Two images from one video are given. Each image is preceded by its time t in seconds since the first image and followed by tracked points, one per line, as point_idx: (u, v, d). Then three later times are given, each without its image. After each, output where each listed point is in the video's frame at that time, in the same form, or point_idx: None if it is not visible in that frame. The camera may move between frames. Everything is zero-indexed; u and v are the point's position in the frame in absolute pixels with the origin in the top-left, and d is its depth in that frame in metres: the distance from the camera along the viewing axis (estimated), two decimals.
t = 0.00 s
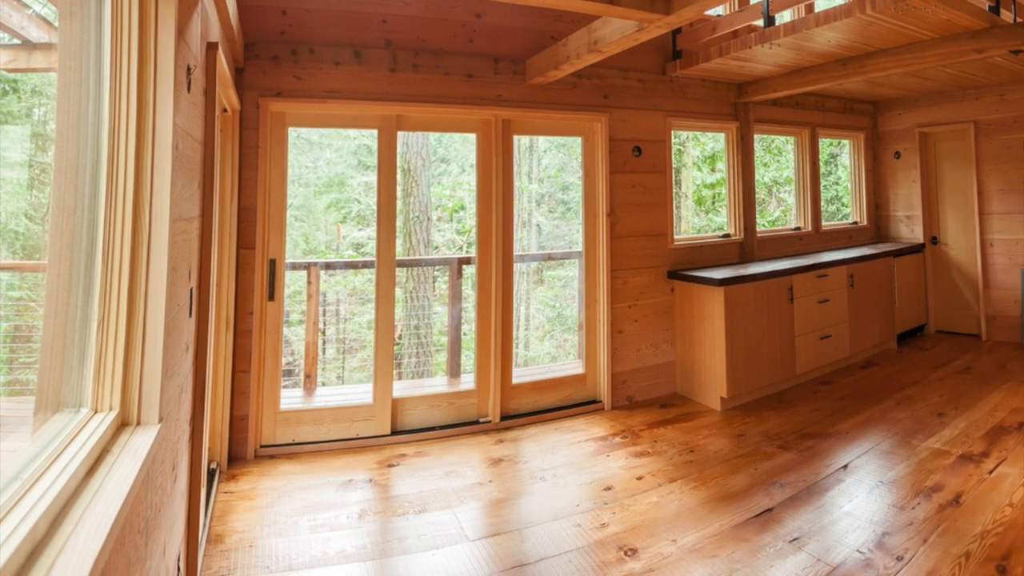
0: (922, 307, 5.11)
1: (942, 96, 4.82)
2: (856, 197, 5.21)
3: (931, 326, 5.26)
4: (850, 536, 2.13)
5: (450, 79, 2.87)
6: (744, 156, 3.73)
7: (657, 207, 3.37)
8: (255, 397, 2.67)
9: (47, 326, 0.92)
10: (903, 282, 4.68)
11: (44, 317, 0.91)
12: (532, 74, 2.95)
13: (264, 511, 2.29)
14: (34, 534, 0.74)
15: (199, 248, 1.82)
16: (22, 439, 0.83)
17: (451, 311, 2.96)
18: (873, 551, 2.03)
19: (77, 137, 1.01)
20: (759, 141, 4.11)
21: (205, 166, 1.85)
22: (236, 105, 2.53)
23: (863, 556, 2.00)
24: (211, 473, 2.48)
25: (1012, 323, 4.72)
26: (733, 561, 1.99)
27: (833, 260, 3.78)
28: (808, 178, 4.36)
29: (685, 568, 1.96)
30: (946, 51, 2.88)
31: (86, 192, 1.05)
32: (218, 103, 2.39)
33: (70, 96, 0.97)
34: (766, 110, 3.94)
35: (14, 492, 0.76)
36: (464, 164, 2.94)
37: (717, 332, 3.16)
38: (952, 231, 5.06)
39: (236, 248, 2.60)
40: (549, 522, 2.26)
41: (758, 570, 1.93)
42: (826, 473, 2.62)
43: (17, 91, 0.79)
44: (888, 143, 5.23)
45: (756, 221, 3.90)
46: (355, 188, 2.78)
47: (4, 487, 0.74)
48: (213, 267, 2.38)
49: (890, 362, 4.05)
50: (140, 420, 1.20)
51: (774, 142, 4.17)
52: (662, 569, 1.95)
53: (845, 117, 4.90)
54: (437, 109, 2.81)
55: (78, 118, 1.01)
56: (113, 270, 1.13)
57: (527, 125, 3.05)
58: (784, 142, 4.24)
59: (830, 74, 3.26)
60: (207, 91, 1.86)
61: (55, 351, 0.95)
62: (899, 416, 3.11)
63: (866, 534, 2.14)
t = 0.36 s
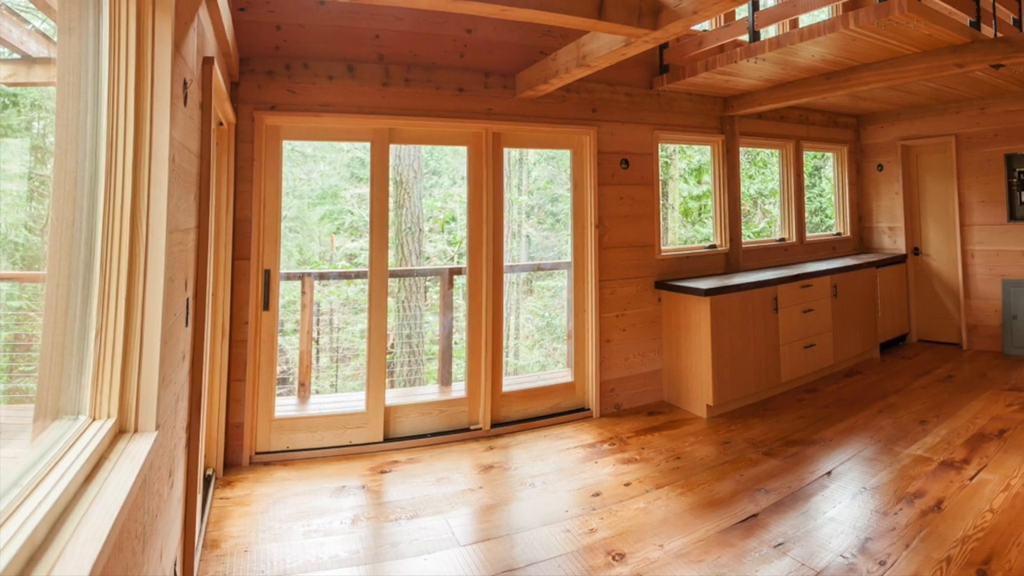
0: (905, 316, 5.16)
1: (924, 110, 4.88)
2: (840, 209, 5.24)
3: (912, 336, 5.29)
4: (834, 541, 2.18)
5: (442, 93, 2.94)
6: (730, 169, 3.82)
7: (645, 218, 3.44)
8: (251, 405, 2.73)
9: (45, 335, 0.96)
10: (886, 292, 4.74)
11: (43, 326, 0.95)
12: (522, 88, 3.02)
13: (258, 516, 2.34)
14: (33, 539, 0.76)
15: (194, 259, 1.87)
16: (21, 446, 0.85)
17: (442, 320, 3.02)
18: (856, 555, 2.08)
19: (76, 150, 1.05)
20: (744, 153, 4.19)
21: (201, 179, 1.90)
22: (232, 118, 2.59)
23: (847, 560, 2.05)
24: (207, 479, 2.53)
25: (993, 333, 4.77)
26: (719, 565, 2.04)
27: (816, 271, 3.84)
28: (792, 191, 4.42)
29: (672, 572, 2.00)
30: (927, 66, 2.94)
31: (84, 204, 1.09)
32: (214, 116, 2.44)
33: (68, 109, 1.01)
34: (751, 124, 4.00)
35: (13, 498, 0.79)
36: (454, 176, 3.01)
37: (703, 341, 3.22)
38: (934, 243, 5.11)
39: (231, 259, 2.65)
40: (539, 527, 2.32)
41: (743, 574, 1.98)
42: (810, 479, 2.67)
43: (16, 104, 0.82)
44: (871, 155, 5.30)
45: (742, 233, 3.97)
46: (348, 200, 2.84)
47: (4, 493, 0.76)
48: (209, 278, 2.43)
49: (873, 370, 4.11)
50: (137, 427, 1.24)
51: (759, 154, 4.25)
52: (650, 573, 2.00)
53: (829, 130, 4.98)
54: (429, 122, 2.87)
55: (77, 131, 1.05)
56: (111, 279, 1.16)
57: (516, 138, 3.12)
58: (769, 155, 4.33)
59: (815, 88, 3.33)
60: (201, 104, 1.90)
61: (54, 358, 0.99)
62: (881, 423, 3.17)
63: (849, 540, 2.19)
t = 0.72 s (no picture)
0: (887, 325, 5.20)
1: (907, 122, 4.93)
2: (824, 220, 5.29)
3: (895, 344, 5.31)
4: (818, 546, 2.23)
5: (433, 106, 2.99)
6: (716, 181, 3.90)
7: (633, 229, 3.51)
8: (246, 413, 2.77)
9: (45, 345, 1.01)
10: (869, 301, 4.80)
11: (42, 335, 0.99)
12: (512, 102, 3.08)
13: (253, 522, 2.39)
14: (32, 544, 0.80)
15: (190, 268, 1.92)
16: (21, 453, 0.90)
17: (434, 329, 3.08)
18: (840, 560, 2.13)
19: (74, 162, 1.10)
20: (730, 165, 4.27)
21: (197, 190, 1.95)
22: (228, 131, 2.63)
23: (830, 565, 2.10)
24: (203, 485, 2.58)
25: (974, 342, 4.81)
26: (705, 569, 2.09)
27: (801, 280, 3.90)
28: (777, 203, 4.50)
29: None
30: (909, 79, 3.00)
31: (82, 217, 1.15)
32: (210, 129, 2.48)
33: (68, 122, 1.06)
34: (737, 136, 4.08)
35: (13, 503, 0.84)
36: (446, 188, 3.07)
37: (690, 349, 3.27)
38: (917, 253, 5.14)
39: (227, 269, 2.71)
40: (529, 532, 2.37)
41: None
42: (795, 485, 2.72)
43: (16, 117, 0.86)
44: (854, 167, 5.35)
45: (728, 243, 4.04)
46: (341, 212, 2.90)
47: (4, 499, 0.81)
48: (206, 289, 2.49)
49: (856, 379, 4.16)
50: (135, 434, 1.29)
51: (744, 167, 4.32)
52: None
53: (813, 143, 5.04)
54: (422, 135, 2.94)
55: (75, 144, 1.10)
56: (109, 290, 1.22)
57: (506, 150, 3.18)
58: (755, 166, 4.40)
59: (799, 101, 3.40)
60: (197, 117, 1.95)
61: (54, 367, 1.05)
62: (865, 430, 3.23)
63: (833, 544, 2.24)
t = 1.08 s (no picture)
0: (870, 334, 5.23)
1: (890, 135, 4.99)
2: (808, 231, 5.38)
3: (878, 353, 5.36)
4: (803, 551, 2.28)
5: (425, 119, 3.06)
6: (703, 192, 4.00)
7: (621, 239, 3.58)
8: (241, 421, 2.83)
9: (44, 353, 1.04)
10: (852, 311, 4.85)
11: (40, 344, 1.02)
12: (503, 115, 3.15)
13: (249, 527, 2.44)
14: (31, 549, 0.83)
15: (187, 277, 1.98)
16: (20, 459, 0.93)
17: (426, 338, 3.13)
18: (824, 565, 2.17)
19: (73, 173, 1.13)
20: (716, 177, 4.36)
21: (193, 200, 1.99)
22: (223, 143, 2.69)
23: (814, 569, 2.14)
24: (199, 491, 2.63)
25: (956, 350, 4.85)
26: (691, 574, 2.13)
27: (786, 290, 3.97)
28: (763, 214, 4.59)
29: None
30: (892, 92, 3.06)
31: (81, 228, 1.18)
32: (206, 141, 2.53)
33: (67, 135, 1.09)
34: (723, 149, 4.18)
35: (12, 510, 0.86)
36: (437, 200, 3.13)
37: (677, 358, 3.33)
38: (900, 263, 5.17)
39: (222, 278, 2.76)
40: (519, 537, 2.41)
41: None
42: (780, 491, 2.78)
43: (16, 130, 0.90)
44: (838, 179, 5.43)
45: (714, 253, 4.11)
46: (335, 223, 2.95)
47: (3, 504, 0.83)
48: (202, 299, 2.54)
49: (840, 387, 4.22)
50: (133, 441, 1.31)
51: (731, 178, 4.42)
52: None
53: (798, 154, 5.11)
54: (414, 148, 3.00)
55: (73, 155, 1.13)
56: (106, 298, 1.25)
57: (497, 162, 3.25)
58: (741, 178, 4.51)
59: (783, 114, 3.48)
60: (193, 129, 1.99)
61: (52, 375, 1.08)
62: (849, 437, 3.29)
63: (818, 549, 2.29)
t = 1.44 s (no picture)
0: (854, 342, 5.25)
1: (873, 147, 5.06)
2: (793, 242, 5.43)
3: (863, 361, 5.38)
4: (788, 556, 2.32)
5: (418, 131, 3.12)
6: (690, 203, 4.07)
7: (610, 249, 3.65)
8: (237, 427, 2.88)
9: (44, 360, 1.07)
10: (836, 320, 4.91)
11: (39, 352, 1.05)
12: (493, 127, 3.22)
13: (244, 532, 2.48)
14: (31, 553, 0.85)
15: (183, 287, 2.02)
16: (19, 466, 0.95)
17: (418, 346, 3.19)
18: (809, 569, 2.21)
19: (72, 183, 1.17)
20: (704, 189, 4.45)
21: (190, 211, 2.04)
22: (219, 155, 2.74)
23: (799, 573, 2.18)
24: (195, 497, 2.68)
25: (938, 358, 4.88)
26: None
27: (771, 299, 4.04)
28: (749, 225, 4.67)
29: None
30: (876, 105, 3.12)
31: (79, 237, 1.22)
32: (203, 154, 2.57)
33: (65, 146, 1.13)
34: (710, 161, 4.25)
35: (12, 515, 0.89)
36: (430, 211, 3.19)
37: (664, 366, 3.39)
38: (883, 273, 5.22)
39: (219, 288, 2.81)
40: (509, 542, 2.46)
41: None
42: (766, 497, 2.83)
43: (15, 142, 0.93)
44: (823, 191, 5.50)
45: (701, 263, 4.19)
46: (329, 233, 3.01)
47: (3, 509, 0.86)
48: (199, 308, 2.59)
49: (824, 394, 4.27)
50: (130, 448, 1.34)
51: (717, 190, 4.51)
52: None
53: (784, 166, 5.18)
54: (406, 160, 3.06)
55: (72, 166, 1.16)
56: (105, 306, 1.27)
57: (488, 173, 3.32)
58: (727, 190, 4.58)
59: (769, 126, 3.54)
60: (190, 142, 2.04)
61: (50, 384, 1.10)
62: (834, 444, 3.35)
63: (803, 554, 2.33)
